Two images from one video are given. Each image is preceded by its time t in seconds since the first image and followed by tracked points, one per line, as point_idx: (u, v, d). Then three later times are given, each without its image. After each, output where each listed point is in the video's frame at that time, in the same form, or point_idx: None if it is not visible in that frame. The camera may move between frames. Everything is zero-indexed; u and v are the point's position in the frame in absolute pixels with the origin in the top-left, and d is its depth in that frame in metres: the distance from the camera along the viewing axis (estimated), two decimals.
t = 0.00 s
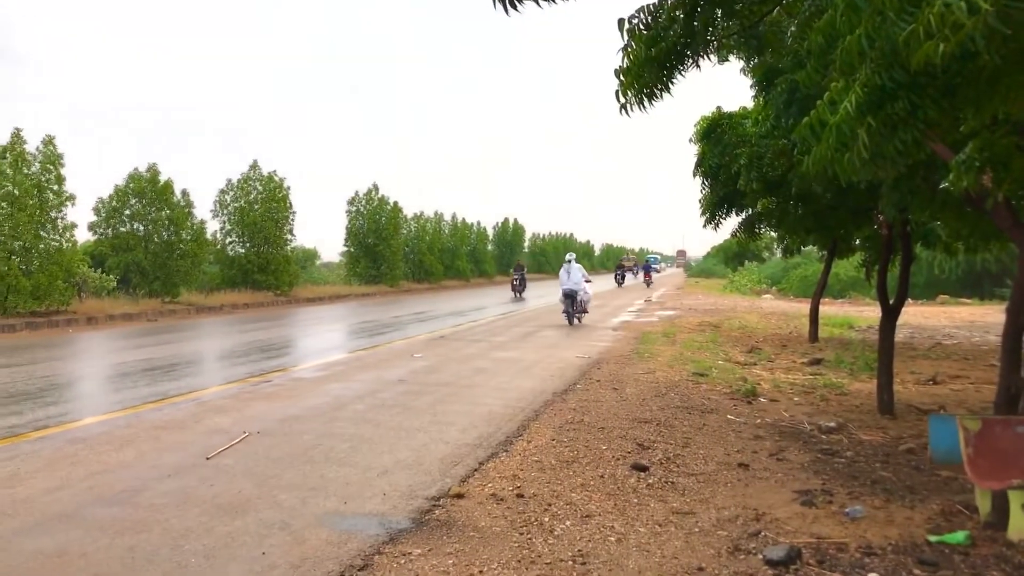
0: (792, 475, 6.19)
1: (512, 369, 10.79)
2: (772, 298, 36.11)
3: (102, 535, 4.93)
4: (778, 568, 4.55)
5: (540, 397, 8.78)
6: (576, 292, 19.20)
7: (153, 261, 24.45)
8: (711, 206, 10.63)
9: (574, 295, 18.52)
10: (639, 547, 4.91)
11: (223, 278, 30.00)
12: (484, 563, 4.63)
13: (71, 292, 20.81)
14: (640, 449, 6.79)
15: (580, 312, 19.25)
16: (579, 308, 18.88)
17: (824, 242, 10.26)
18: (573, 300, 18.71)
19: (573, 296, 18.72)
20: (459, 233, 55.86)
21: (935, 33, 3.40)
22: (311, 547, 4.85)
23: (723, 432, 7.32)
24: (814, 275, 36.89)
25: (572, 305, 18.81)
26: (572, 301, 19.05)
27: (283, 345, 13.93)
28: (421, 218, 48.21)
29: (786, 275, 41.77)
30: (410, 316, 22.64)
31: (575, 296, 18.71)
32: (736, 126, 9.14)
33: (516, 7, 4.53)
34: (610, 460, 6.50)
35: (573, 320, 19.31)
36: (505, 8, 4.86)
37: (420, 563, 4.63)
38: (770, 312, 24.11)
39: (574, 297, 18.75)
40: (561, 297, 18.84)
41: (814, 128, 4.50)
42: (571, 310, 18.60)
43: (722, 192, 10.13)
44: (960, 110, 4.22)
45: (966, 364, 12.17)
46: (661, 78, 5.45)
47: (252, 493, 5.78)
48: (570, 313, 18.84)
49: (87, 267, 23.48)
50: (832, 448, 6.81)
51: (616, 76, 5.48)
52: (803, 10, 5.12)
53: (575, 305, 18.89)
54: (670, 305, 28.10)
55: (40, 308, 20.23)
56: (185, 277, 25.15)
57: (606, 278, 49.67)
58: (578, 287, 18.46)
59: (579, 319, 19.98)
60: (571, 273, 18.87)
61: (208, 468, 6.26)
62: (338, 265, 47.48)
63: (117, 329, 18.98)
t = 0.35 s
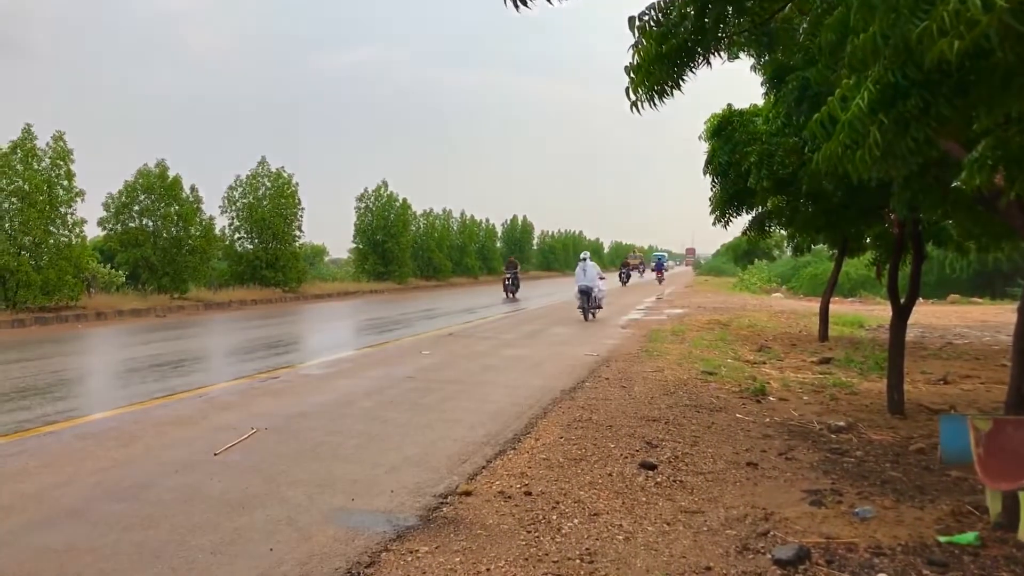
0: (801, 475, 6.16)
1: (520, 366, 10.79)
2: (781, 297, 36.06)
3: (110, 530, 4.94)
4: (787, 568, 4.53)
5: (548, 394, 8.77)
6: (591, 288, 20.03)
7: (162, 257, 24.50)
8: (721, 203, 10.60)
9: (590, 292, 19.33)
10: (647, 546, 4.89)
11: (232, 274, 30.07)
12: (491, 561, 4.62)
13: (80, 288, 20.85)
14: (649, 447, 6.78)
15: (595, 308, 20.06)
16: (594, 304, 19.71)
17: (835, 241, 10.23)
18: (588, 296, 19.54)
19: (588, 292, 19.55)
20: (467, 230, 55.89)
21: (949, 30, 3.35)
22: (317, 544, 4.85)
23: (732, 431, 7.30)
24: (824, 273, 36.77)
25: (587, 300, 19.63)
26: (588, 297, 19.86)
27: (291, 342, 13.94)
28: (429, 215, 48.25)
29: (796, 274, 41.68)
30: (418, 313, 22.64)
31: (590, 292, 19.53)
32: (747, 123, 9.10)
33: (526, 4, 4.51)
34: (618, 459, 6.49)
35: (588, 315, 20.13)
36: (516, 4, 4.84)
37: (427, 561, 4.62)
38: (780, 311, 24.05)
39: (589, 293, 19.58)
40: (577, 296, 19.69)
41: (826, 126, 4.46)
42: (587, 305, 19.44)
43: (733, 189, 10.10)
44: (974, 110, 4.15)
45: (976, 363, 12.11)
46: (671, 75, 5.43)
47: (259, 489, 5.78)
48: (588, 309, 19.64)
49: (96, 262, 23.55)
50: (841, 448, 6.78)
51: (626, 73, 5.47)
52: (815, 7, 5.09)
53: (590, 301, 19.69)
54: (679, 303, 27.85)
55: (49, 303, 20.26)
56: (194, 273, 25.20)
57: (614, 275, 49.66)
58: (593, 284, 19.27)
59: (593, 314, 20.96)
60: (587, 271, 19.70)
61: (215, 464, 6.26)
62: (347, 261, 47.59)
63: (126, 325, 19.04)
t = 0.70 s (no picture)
0: (800, 473, 6.17)
1: (519, 363, 10.79)
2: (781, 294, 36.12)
3: (109, 527, 4.94)
4: (785, 566, 4.53)
5: (547, 392, 8.77)
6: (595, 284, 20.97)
7: (161, 253, 24.48)
8: (719, 201, 10.61)
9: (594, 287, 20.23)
10: (646, 543, 4.90)
11: (231, 271, 30.05)
12: (489, 558, 4.62)
13: (79, 284, 20.83)
14: (647, 445, 6.78)
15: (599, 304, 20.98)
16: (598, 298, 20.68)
17: (833, 238, 10.23)
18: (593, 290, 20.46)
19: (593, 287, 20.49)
20: (466, 226, 55.88)
21: (948, 28, 3.35)
22: (316, 541, 4.85)
23: (730, 428, 7.31)
24: (823, 271, 36.81)
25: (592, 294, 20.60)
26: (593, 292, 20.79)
27: (289, 338, 13.92)
28: (429, 212, 48.23)
29: (795, 272, 41.75)
30: (416, 310, 22.65)
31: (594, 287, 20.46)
32: (746, 121, 9.11)
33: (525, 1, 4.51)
34: (617, 456, 6.49)
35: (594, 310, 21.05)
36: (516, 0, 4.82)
37: (425, 558, 4.62)
38: (779, 309, 24.06)
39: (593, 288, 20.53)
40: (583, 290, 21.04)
41: (825, 124, 4.45)
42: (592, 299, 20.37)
43: (731, 187, 10.11)
44: (972, 107, 4.15)
45: (975, 361, 12.12)
46: (670, 73, 5.40)
47: (258, 486, 5.78)
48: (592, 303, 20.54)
49: (95, 258, 23.54)
50: (839, 446, 6.79)
51: (625, 70, 5.44)
52: (814, 5, 5.08)
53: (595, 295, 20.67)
54: (677, 300, 27.88)
55: (48, 300, 20.24)
56: (193, 270, 25.19)
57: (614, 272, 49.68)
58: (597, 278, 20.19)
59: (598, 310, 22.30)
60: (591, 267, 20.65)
61: (214, 461, 6.26)
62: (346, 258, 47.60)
63: (125, 321, 19.02)
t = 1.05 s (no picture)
0: (793, 472, 6.17)
1: (513, 363, 10.79)
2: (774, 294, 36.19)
3: (102, 526, 4.92)
4: (779, 565, 4.54)
5: (541, 391, 8.76)
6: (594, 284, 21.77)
7: (154, 252, 24.41)
8: (714, 201, 10.62)
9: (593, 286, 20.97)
10: (640, 542, 4.90)
11: (224, 270, 29.97)
12: (483, 557, 4.62)
13: (72, 283, 20.77)
14: (641, 444, 6.79)
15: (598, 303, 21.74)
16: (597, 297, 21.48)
17: (827, 238, 10.26)
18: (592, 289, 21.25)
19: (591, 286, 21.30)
20: (460, 226, 55.82)
21: (942, 28, 3.35)
22: (310, 540, 4.84)
23: (724, 427, 7.31)
24: (816, 271, 36.89)
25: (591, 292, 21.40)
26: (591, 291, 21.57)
27: (283, 338, 13.88)
28: (423, 211, 48.16)
29: (789, 271, 41.86)
30: (410, 309, 22.60)
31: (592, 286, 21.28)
32: (740, 121, 9.13)
33: None
34: (611, 455, 6.50)
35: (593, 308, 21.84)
36: None
37: (420, 557, 4.61)
38: (772, 308, 24.10)
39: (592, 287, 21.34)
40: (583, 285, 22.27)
41: (819, 124, 4.46)
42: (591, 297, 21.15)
43: (726, 186, 10.13)
44: (965, 108, 4.15)
45: (967, 361, 12.15)
46: (665, 72, 5.41)
47: (252, 485, 5.76)
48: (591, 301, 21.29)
49: (88, 257, 23.47)
50: (832, 445, 6.81)
51: (620, 69, 5.45)
52: (808, 6, 5.09)
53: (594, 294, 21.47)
54: (672, 299, 27.88)
55: (40, 299, 20.17)
56: (186, 269, 25.12)
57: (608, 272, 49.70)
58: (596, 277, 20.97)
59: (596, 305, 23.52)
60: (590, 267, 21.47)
61: (208, 460, 6.25)
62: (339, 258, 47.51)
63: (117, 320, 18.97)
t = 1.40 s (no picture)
0: (785, 473, 6.19)
1: (506, 363, 10.78)
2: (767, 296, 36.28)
3: (94, 526, 4.90)
4: (772, 565, 4.54)
5: (534, 392, 8.77)
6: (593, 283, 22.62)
7: (146, 252, 24.35)
8: (707, 203, 10.64)
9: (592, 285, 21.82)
10: (632, 543, 4.90)
11: (216, 269, 29.89)
12: (476, 558, 4.61)
13: (63, 283, 20.70)
14: (634, 445, 6.79)
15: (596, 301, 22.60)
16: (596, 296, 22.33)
17: (819, 239, 10.30)
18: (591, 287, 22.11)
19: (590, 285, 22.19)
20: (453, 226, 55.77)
21: (935, 31, 3.35)
22: (303, 541, 4.83)
23: (717, 428, 7.33)
24: (808, 272, 37.00)
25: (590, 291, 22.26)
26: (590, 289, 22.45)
27: (276, 338, 13.84)
28: (416, 211, 48.12)
29: (781, 273, 41.99)
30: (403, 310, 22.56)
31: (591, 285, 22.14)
32: (734, 123, 9.17)
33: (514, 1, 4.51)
34: (604, 456, 6.51)
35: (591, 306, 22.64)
36: None
37: (413, 558, 4.60)
38: (765, 310, 24.15)
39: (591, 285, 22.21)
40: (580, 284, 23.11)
41: (812, 126, 4.47)
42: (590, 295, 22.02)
43: (719, 188, 10.16)
44: (957, 109, 4.16)
45: (958, 363, 12.20)
46: (659, 73, 5.42)
47: (245, 486, 5.75)
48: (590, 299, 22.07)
49: (80, 257, 23.39)
50: (825, 446, 6.83)
51: (614, 71, 5.46)
52: (801, 8, 5.11)
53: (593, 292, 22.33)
54: (664, 301, 27.92)
55: (32, 299, 20.10)
56: (178, 269, 25.05)
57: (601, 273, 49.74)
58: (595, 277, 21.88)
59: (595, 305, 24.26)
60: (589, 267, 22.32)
61: (200, 460, 6.23)
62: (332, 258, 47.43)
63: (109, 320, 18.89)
